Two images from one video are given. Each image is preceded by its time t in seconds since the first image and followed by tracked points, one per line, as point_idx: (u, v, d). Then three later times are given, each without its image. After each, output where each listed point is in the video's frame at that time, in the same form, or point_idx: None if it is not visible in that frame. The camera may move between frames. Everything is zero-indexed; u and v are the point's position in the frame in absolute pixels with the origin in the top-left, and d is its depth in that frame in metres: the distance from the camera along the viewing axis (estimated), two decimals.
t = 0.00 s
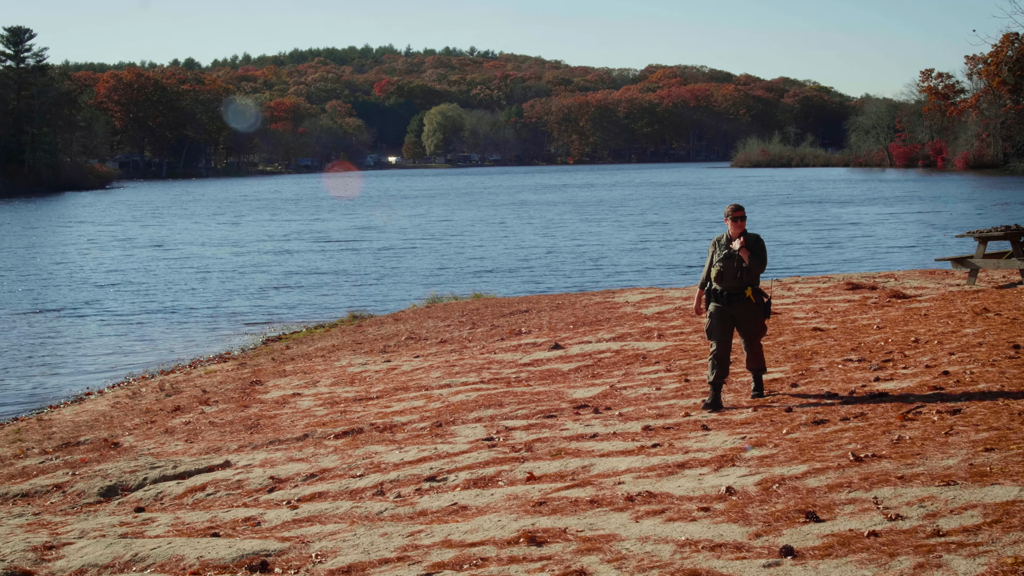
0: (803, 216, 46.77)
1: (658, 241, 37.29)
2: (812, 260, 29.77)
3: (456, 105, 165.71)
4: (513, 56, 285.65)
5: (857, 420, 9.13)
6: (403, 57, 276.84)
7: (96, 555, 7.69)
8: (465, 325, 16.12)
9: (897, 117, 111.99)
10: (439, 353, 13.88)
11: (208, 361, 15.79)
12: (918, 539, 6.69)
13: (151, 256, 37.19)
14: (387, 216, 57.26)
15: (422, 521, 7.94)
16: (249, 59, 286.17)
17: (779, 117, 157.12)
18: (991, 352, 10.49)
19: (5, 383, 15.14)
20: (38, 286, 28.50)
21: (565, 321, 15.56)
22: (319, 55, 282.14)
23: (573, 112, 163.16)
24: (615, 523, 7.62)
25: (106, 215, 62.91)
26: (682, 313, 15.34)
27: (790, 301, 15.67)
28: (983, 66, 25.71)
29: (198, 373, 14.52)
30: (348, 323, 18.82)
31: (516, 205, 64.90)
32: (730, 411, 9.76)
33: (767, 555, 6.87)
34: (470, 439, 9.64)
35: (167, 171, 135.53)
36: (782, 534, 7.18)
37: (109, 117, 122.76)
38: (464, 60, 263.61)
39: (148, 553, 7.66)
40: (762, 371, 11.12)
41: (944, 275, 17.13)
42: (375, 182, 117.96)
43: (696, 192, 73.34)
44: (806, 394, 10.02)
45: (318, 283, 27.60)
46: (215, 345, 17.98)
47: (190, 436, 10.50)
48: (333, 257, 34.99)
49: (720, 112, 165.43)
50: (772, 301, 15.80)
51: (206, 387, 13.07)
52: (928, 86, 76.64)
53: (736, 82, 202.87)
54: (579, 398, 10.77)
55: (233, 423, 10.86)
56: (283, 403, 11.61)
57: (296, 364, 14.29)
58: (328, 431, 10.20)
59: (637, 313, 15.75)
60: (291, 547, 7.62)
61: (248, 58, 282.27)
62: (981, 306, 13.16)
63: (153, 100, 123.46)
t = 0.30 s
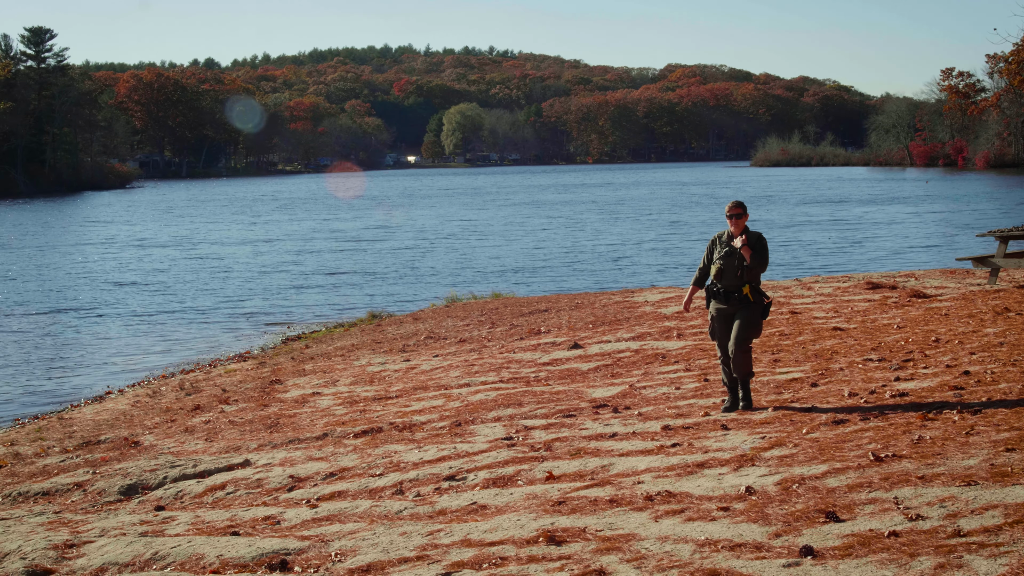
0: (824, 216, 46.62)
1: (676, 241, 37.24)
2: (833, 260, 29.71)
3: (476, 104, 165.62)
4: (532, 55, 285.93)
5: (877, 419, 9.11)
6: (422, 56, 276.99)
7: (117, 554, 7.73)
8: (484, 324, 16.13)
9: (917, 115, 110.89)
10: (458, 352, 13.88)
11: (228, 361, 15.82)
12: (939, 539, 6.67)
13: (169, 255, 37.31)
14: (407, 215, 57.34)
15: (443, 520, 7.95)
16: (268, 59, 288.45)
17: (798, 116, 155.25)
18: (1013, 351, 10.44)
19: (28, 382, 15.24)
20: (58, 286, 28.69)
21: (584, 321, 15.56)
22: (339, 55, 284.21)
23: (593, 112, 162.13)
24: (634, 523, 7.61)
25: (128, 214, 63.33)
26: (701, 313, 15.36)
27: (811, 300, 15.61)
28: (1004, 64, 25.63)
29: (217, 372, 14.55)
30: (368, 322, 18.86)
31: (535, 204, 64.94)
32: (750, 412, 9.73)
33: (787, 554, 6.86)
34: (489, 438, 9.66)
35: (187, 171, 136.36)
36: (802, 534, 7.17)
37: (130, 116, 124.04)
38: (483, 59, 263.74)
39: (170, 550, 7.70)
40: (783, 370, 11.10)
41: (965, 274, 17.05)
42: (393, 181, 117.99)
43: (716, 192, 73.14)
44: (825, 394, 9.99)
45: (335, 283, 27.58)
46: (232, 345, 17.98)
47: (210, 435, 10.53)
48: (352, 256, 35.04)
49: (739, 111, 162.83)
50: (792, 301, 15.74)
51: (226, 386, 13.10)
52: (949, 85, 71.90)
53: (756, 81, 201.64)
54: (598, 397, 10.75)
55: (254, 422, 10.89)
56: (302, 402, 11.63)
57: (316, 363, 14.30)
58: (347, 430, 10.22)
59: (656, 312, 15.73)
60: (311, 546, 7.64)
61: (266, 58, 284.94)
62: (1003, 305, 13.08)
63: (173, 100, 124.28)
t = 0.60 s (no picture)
0: (845, 211, 46.45)
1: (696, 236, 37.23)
2: (855, 255, 29.63)
3: (496, 100, 165.45)
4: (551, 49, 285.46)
5: (897, 415, 9.08)
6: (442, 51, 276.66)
7: (137, 547, 7.76)
8: (504, 319, 16.14)
9: (937, 111, 110.43)
10: (477, 347, 13.89)
11: (248, 355, 15.88)
12: (960, 535, 6.65)
13: (190, 250, 37.56)
14: (427, 210, 57.45)
15: (462, 515, 7.95)
16: (288, 55, 290.16)
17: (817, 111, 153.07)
18: None
19: (51, 377, 15.35)
20: (78, 280, 28.87)
21: (604, 315, 15.55)
22: (359, 51, 285.70)
23: (612, 107, 159.85)
24: (654, 518, 7.61)
25: (149, 209, 63.68)
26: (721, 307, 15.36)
27: (831, 295, 15.57)
28: None
29: (238, 367, 14.60)
30: (387, 317, 18.91)
31: (555, 200, 64.79)
32: (769, 407, 9.73)
33: (807, 550, 6.84)
34: (509, 432, 9.65)
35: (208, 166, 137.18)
36: (821, 529, 7.16)
37: (150, 112, 125.35)
38: (502, 54, 263.35)
39: (190, 544, 7.73)
40: (804, 365, 11.08)
41: (986, 270, 16.96)
42: (412, 176, 117.86)
43: (738, 188, 72.87)
44: (846, 390, 9.96)
45: (352, 279, 27.55)
46: (252, 340, 18.02)
47: (230, 429, 10.56)
48: (371, 252, 35.17)
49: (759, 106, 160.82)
50: (812, 296, 15.70)
51: (247, 381, 13.17)
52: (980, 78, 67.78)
53: (777, 76, 200.11)
54: (617, 392, 10.74)
55: (273, 416, 10.92)
56: (322, 396, 11.66)
57: (336, 358, 14.34)
58: (367, 424, 10.24)
59: (676, 307, 15.71)
60: (331, 540, 7.66)
61: (286, 54, 287.17)
62: None
63: (193, 94, 125.74)
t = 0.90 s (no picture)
0: (867, 204, 46.15)
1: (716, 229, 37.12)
2: (878, 249, 29.43)
3: (516, 93, 166.21)
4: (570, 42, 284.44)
5: (918, 408, 9.04)
6: (461, 43, 276.40)
7: (158, 539, 7.79)
8: (523, 312, 16.16)
9: (959, 103, 108.07)
10: (497, 340, 13.89)
11: (267, 348, 15.92)
12: (981, 529, 6.62)
13: (209, 243, 37.75)
14: (446, 204, 57.45)
15: (481, 508, 7.97)
16: (308, 48, 291.34)
17: (839, 103, 149.88)
18: None
19: (73, 369, 15.44)
20: (96, 273, 29.09)
21: (623, 308, 15.56)
22: (379, 44, 286.51)
23: (632, 99, 158.29)
24: (673, 511, 7.61)
25: (170, 202, 64.26)
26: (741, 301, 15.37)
27: (851, 288, 15.52)
28: None
29: (257, 359, 14.64)
30: (407, 310, 18.93)
31: (574, 192, 64.81)
32: (789, 400, 9.74)
33: (827, 543, 6.84)
34: (528, 425, 9.67)
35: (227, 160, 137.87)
36: (842, 523, 7.14)
37: (170, 105, 125.68)
38: (521, 46, 262.43)
39: (210, 537, 7.74)
40: (823, 358, 11.07)
41: (1008, 263, 16.85)
42: (431, 169, 117.58)
43: (758, 179, 72.58)
44: (866, 382, 9.95)
45: (368, 272, 27.58)
46: (271, 333, 18.07)
47: (250, 422, 10.59)
48: (388, 245, 35.24)
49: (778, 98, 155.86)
50: (832, 289, 15.66)
51: (267, 373, 13.21)
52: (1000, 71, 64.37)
53: (797, 67, 198.23)
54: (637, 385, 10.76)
55: (293, 409, 10.96)
56: (341, 389, 11.69)
57: (355, 351, 14.37)
58: (386, 417, 10.26)
59: (696, 300, 15.72)
60: (350, 533, 7.68)
61: (305, 47, 288.72)
62: None
63: (213, 88, 126.83)
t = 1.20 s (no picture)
0: (885, 200, 45.94)
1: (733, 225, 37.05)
2: (898, 245, 29.33)
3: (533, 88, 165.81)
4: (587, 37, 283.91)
5: (934, 403, 9.01)
6: (478, 38, 276.46)
7: (175, 533, 7.81)
8: (540, 307, 16.15)
9: (977, 97, 106.92)
10: (513, 335, 13.91)
11: (284, 342, 15.95)
12: (999, 525, 6.59)
13: (226, 238, 37.91)
14: (462, 199, 57.45)
15: (498, 502, 7.97)
16: (324, 42, 292.30)
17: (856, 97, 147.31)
18: None
19: (92, 364, 15.50)
20: (111, 267, 29.24)
21: (639, 303, 15.57)
22: (394, 39, 287.20)
23: (649, 94, 157.50)
24: (691, 506, 7.60)
25: (188, 197, 64.59)
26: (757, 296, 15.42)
27: (869, 283, 15.48)
28: None
29: (275, 354, 14.68)
30: (423, 305, 18.97)
31: (591, 187, 64.66)
32: (806, 395, 9.74)
33: (845, 538, 6.82)
34: (545, 420, 9.67)
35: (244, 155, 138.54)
36: (859, 518, 7.13)
37: (188, 99, 127.81)
38: (537, 41, 262.03)
39: (227, 531, 7.76)
40: (841, 353, 11.07)
41: None
42: (446, 164, 117.40)
43: (777, 174, 72.10)
44: (884, 377, 9.94)
45: (382, 267, 27.59)
46: (287, 328, 18.12)
47: (267, 416, 10.63)
48: (403, 240, 35.29)
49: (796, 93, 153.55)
50: (850, 284, 15.63)
51: (284, 367, 13.24)
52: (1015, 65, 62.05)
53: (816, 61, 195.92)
54: (654, 379, 10.77)
55: (310, 404, 10.99)
56: (359, 384, 11.73)
57: (372, 345, 14.37)
58: (403, 412, 10.28)
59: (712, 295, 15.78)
60: (367, 527, 7.69)
61: (321, 42, 289.78)
62: None
63: (230, 83, 128.98)
